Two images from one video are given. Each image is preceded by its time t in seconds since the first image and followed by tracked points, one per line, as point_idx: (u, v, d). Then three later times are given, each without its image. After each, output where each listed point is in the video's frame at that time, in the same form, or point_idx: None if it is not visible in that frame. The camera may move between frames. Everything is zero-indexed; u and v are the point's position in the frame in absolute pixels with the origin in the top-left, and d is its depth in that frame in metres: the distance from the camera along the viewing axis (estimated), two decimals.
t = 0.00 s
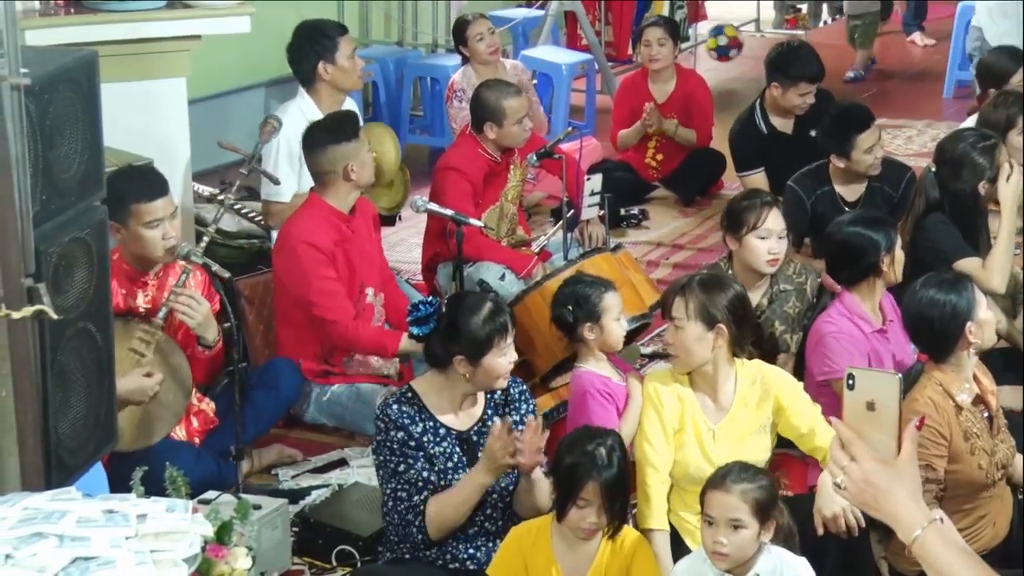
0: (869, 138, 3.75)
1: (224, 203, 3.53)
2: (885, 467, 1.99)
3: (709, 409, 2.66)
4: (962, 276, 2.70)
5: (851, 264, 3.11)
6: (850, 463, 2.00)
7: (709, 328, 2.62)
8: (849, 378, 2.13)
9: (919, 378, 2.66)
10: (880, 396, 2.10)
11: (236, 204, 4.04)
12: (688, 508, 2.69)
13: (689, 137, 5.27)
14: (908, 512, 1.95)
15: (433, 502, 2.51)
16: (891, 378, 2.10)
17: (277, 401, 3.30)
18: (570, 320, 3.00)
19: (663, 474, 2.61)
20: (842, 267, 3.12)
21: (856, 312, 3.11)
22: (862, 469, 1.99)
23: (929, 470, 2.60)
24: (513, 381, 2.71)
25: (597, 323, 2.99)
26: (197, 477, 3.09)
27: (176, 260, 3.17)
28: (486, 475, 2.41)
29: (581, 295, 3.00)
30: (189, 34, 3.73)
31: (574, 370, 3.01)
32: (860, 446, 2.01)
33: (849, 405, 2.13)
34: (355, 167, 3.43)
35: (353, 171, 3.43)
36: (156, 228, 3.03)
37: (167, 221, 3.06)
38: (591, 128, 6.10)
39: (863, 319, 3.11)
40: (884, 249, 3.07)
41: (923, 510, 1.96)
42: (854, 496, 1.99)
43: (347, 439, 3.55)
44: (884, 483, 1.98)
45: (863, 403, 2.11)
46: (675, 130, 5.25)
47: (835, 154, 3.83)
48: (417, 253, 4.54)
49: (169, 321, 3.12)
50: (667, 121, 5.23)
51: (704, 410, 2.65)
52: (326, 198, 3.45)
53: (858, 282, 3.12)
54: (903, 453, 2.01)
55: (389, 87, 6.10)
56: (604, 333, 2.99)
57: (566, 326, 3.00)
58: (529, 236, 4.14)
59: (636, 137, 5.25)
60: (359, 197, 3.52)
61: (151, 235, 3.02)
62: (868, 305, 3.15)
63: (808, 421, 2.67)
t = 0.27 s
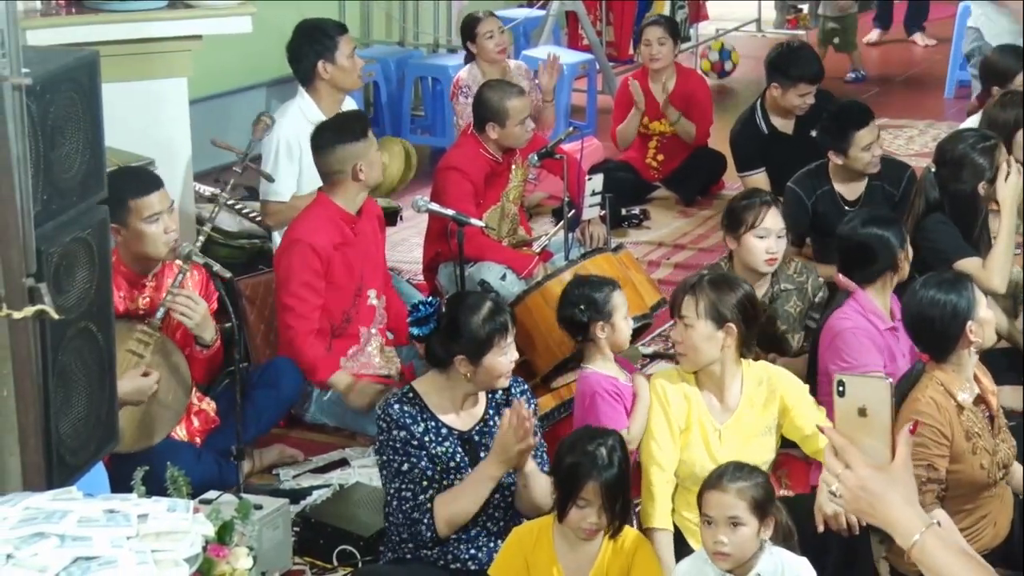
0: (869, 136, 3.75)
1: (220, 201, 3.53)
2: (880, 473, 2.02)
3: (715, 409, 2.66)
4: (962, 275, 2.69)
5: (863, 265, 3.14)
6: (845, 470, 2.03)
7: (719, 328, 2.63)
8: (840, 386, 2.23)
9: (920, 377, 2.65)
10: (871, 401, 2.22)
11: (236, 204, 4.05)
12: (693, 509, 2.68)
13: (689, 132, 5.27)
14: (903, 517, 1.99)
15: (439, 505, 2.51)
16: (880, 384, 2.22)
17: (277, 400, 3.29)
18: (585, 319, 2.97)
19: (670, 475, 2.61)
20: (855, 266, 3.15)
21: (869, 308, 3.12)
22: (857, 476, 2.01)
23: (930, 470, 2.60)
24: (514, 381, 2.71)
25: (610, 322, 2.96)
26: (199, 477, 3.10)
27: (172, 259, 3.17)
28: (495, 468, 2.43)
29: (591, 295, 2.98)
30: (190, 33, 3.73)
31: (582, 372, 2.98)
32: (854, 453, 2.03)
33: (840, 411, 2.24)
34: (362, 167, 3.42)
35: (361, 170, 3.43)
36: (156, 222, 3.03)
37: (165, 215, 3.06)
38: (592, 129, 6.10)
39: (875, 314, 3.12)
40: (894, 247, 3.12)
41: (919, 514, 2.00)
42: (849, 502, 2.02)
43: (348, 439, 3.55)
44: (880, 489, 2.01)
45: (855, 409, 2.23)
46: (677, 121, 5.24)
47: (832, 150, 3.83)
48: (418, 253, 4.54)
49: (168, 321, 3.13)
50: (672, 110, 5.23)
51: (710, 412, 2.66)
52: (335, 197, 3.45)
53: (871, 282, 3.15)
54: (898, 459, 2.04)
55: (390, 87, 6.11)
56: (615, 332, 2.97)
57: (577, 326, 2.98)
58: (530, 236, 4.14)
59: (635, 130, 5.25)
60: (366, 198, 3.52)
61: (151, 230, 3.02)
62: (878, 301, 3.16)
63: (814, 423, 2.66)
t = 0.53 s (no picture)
0: (870, 135, 3.76)
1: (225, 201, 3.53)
2: (877, 473, 2.20)
3: (726, 410, 2.66)
4: (965, 275, 2.68)
5: (868, 268, 3.15)
6: (842, 471, 2.21)
7: (742, 331, 2.63)
8: (836, 385, 2.37)
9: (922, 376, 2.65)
10: (867, 400, 2.35)
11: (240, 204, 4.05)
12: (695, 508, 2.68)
13: (691, 135, 5.29)
14: (900, 516, 2.16)
15: (445, 497, 2.52)
16: (878, 385, 2.35)
17: (280, 401, 3.29)
18: (596, 316, 2.94)
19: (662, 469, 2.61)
20: (863, 268, 3.15)
21: (873, 310, 3.12)
22: (854, 477, 2.20)
23: (933, 470, 2.59)
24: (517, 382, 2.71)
25: (619, 320, 2.95)
26: (202, 477, 3.10)
27: (178, 260, 3.17)
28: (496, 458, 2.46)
29: (602, 292, 2.95)
30: (192, 33, 3.73)
31: (587, 370, 2.97)
32: (850, 453, 2.22)
33: (837, 410, 2.37)
34: (368, 168, 3.42)
35: (367, 172, 3.42)
36: (163, 220, 3.03)
37: (172, 214, 3.06)
38: (595, 129, 6.10)
39: (879, 317, 3.12)
40: (898, 250, 3.12)
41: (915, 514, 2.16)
42: (847, 503, 2.20)
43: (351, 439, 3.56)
44: (877, 488, 2.19)
45: (851, 407, 2.36)
46: (677, 125, 5.25)
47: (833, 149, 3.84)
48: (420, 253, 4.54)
49: (173, 322, 3.13)
50: (670, 115, 5.23)
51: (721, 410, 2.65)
52: (342, 199, 3.45)
53: (876, 284, 3.15)
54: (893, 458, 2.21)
55: (393, 87, 6.11)
56: (624, 329, 2.97)
57: (583, 322, 2.95)
58: (533, 236, 4.14)
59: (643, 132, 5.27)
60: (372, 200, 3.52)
61: (157, 227, 3.02)
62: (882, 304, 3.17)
63: (814, 423, 2.71)
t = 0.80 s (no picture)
0: (870, 135, 3.76)
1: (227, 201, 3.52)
2: (878, 470, 2.20)
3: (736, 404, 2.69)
4: (965, 275, 2.68)
5: (871, 270, 3.14)
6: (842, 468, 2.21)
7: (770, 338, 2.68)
8: (837, 381, 2.38)
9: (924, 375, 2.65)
10: (868, 398, 2.36)
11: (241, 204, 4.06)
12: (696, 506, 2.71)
13: (693, 136, 5.28)
14: (902, 514, 2.15)
15: (439, 505, 2.51)
16: (879, 382, 2.36)
17: (282, 401, 3.34)
18: (598, 314, 2.93)
19: (651, 463, 2.65)
20: (863, 271, 3.15)
21: (872, 315, 3.15)
22: (855, 474, 2.19)
23: (935, 469, 2.59)
24: (518, 384, 2.71)
25: (623, 320, 2.94)
26: (202, 479, 3.10)
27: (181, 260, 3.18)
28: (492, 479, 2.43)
29: (607, 291, 2.95)
30: (193, 34, 3.73)
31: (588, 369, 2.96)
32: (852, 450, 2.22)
33: (838, 406, 2.38)
34: (367, 168, 3.41)
35: (366, 172, 3.42)
36: (166, 222, 3.03)
37: (177, 216, 3.06)
38: (596, 129, 6.10)
39: (877, 322, 3.14)
40: (903, 254, 3.11)
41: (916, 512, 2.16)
42: (848, 500, 2.19)
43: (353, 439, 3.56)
44: (878, 486, 2.19)
45: (852, 404, 2.37)
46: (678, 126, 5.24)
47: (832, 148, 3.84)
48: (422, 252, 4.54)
49: (176, 322, 3.13)
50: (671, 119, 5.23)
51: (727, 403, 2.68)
52: (340, 199, 3.45)
53: (877, 286, 3.15)
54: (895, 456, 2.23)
55: (394, 87, 6.11)
56: (627, 329, 2.95)
57: (586, 321, 2.95)
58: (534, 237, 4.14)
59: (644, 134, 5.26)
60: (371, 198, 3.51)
61: (161, 229, 3.02)
62: (882, 309, 3.19)
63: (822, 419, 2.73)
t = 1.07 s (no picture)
0: (864, 134, 3.76)
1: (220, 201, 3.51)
2: (873, 475, 2.22)
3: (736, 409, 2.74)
4: (963, 274, 2.66)
5: (866, 270, 3.14)
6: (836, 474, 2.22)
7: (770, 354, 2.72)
8: (831, 386, 2.40)
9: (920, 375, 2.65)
10: (861, 402, 2.37)
11: (235, 204, 4.06)
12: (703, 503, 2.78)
13: (687, 132, 5.31)
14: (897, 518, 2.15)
15: (435, 504, 2.52)
16: (871, 386, 2.37)
17: (277, 401, 3.33)
18: (593, 316, 2.93)
19: (668, 470, 2.68)
20: (857, 272, 3.16)
21: (867, 317, 3.16)
22: (851, 478, 2.20)
23: (929, 469, 2.60)
24: (513, 384, 2.71)
25: (617, 321, 2.94)
26: (197, 479, 3.10)
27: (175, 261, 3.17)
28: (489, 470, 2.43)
29: (603, 293, 2.95)
30: (187, 34, 3.73)
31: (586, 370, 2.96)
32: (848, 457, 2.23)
33: (832, 411, 2.39)
34: (363, 167, 3.42)
35: (362, 171, 3.42)
36: (161, 225, 3.03)
37: (171, 219, 3.06)
38: (590, 129, 6.11)
39: (872, 324, 3.16)
40: (899, 256, 3.10)
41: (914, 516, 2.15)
42: (844, 505, 2.20)
43: (347, 439, 3.56)
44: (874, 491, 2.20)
45: (846, 409, 2.38)
46: (674, 122, 5.29)
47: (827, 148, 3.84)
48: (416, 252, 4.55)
49: (169, 322, 3.12)
50: (670, 109, 5.27)
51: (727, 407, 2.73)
52: (337, 198, 3.45)
53: (871, 288, 3.16)
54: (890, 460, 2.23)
55: (388, 87, 6.11)
56: (623, 329, 2.95)
57: (583, 323, 2.95)
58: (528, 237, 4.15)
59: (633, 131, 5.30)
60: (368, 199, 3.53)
61: (155, 232, 3.02)
62: (879, 311, 3.20)
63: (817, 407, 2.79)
